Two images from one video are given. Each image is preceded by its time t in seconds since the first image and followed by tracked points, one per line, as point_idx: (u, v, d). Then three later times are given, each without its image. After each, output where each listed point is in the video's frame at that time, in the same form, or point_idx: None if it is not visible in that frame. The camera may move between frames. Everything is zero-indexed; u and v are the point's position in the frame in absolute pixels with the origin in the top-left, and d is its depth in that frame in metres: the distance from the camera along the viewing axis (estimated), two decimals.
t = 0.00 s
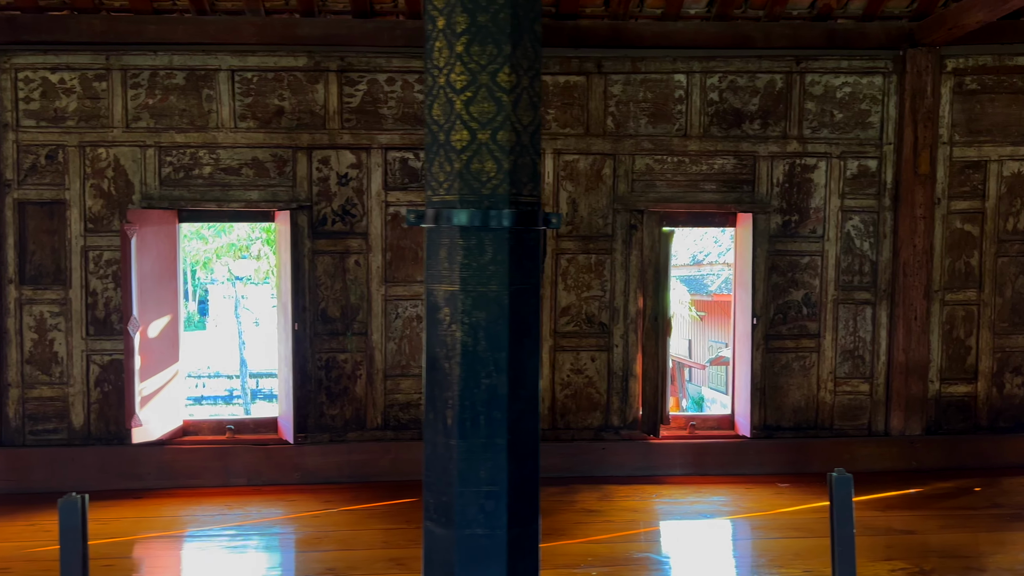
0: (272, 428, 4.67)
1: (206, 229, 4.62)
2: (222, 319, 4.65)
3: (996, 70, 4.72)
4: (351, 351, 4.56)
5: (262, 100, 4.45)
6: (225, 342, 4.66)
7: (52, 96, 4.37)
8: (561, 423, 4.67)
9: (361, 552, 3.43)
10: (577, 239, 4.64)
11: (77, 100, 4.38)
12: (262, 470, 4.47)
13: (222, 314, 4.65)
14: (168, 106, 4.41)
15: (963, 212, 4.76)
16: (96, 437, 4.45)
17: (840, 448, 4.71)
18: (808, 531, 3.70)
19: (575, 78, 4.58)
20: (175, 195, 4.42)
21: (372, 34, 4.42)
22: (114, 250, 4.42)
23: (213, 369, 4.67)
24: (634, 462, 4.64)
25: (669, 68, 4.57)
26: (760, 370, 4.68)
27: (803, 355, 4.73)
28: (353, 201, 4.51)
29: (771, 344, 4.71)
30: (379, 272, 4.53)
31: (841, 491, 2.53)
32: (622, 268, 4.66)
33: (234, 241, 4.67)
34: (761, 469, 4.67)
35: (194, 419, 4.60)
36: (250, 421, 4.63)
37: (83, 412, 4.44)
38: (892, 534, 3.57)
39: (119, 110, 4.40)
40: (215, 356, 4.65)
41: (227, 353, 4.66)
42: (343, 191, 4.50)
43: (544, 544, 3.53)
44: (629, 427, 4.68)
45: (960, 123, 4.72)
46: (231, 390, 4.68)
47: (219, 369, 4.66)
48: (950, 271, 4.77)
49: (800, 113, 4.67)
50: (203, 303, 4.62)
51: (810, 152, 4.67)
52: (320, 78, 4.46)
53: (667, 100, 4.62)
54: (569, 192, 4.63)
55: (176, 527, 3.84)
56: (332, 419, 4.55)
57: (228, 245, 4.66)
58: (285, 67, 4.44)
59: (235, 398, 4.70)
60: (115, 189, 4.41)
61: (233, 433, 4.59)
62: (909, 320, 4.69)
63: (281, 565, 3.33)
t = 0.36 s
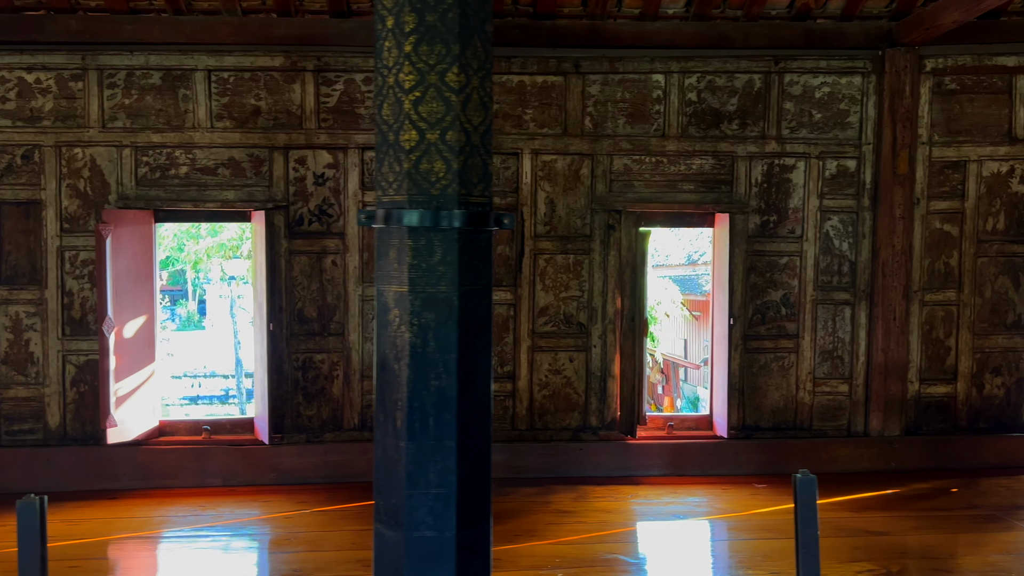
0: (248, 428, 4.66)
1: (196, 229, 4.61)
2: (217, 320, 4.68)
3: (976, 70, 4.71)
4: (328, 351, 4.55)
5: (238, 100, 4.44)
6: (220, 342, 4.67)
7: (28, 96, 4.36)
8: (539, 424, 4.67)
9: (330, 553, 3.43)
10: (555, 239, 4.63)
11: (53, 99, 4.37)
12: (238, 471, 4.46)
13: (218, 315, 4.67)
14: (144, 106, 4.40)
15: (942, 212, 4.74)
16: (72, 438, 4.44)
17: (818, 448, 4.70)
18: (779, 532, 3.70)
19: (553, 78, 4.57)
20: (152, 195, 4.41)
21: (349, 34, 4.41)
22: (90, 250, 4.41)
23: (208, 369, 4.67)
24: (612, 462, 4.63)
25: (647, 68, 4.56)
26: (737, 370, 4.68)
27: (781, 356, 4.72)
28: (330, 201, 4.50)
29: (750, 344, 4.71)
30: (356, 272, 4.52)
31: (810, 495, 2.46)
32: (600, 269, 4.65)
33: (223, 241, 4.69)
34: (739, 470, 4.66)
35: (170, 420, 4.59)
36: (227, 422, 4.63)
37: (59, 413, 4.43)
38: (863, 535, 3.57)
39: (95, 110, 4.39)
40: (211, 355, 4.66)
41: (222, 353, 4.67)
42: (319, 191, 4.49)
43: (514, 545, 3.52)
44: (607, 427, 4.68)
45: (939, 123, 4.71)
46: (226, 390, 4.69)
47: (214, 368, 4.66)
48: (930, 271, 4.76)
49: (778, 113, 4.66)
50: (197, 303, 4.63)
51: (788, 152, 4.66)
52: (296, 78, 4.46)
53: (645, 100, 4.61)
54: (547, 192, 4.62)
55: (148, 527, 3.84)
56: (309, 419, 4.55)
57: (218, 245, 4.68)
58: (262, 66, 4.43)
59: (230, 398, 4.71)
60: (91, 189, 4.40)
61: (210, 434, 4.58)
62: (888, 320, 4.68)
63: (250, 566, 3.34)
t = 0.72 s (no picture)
0: (225, 428, 4.67)
1: (187, 230, 4.62)
2: (212, 320, 4.70)
3: (953, 71, 4.71)
4: (305, 351, 4.56)
5: (215, 100, 4.44)
6: (214, 343, 4.71)
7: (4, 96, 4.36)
8: (517, 424, 4.68)
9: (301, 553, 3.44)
10: (533, 239, 4.64)
11: (29, 100, 4.37)
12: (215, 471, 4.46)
13: (212, 315, 4.69)
14: (121, 106, 4.41)
15: (920, 213, 4.75)
16: (49, 438, 4.43)
17: (796, 448, 4.71)
18: (750, 532, 3.71)
19: (530, 78, 4.58)
20: (129, 195, 4.41)
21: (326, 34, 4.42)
22: (67, 250, 4.41)
23: (203, 370, 4.71)
24: (589, 462, 4.64)
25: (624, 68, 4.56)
26: (715, 370, 4.69)
27: (759, 356, 4.73)
28: (307, 201, 4.50)
29: (727, 344, 4.71)
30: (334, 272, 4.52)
31: (778, 499, 2.36)
32: (578, 269, 4.66)
33: (214, 241, 4.68)
34: (716, 470, 4.67)
35: (147, 420, 4.59)
36: (204, 422, 4.63)
37: (36, 413, 4.43)
38: (833, 534, 3.57)
39: (72, 110, 4.39)
40: (205, 355, 4.69)
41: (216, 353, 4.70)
42: (297, 191, 4.49)
43: (485, 545, 3.53)
44: (585, 427, 4.69)
45: (917, 123, 4.71)
46: (221, 390, 4.72)
47: (209, 369, 4.69)
48: (907, 271, 4.76)
49: (755, 113, 4.67)
50: (194, 303, 4.65)
51: (765, 153, 4.67)
52: (273, 78, 4.46)
53: (622, 100, 4.62)
54: (525, 192, 4.62)
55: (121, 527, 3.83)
56: (286, 419, 4.55)
57: (209, 246, 4.68)
58: (239, 66, 4.44)
59: (224, 398, 4.74)
60: (68, 189, 4.39)
61: (187, 434, 4.58)
62: (866, 320, 4.69)
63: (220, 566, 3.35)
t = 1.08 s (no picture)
0: (203, 428, 4.67)
1: (179, 231, 4.66)
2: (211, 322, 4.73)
3: (931, 71, 4.71)
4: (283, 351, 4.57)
5: (192, 101, 4.45)
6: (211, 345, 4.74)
7: None
8: (494, 424, 4.68)
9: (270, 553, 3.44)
10: (510, 239, 4.64)
11: (6, 100, 4.38)
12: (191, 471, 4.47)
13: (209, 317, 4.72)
14: (98, 107, 4.42)
15: (897, 213, 4.75)
16: (25, 438, 4.43)
17: (773, 448, 4.71)
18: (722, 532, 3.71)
19: (507, 79, 4.58)
20: (105, 195, 4.42)
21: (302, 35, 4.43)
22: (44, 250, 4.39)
23: (200, 372, 4.75)
24: (566, 462, 4.64)
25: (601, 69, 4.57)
26: (692, 370, 4.70)
27: (736, 356, 4.74)
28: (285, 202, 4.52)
29: (705, 344, 4.72)
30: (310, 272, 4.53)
31: (740, 499, 2.32)
32: (555, 269, 4.66)
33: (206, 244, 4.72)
34: (693, 470, 4.67)
35: (124, 419, 4.61)
36: (181, 422, 4.64)
37: (13, 413, 4.43)
38: (803, 534, 3.58)
39: (49, 111, 4.40)
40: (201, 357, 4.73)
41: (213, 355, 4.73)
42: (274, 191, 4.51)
43: (455, 545, 3.53)
44: (563, 427, 4.70)
45: (894, 124, 4.72)
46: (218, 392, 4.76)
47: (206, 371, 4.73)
48: (885, 271, 4.76)
49: (733, 114, 4.67)
50: (194, 305, 4.70)
51: (742, 153, 4.68)
52: (250, 78, 4.47)
53: (599, 101, 4.62)
54: (502, 193, 4.62)
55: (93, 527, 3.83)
56: (263, 420, 4.56)
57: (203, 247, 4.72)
58: (216, 67, 4.45)
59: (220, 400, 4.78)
60: (45, 189, 4.40)
61: (164, 434, 4.59)
62: (843, 320, 4.69)
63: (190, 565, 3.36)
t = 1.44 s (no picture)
0: (180, 428, 4.67)
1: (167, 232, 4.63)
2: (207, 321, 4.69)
3: (908, 71, 4.71)
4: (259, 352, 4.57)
5: (169, 101, 4.45)
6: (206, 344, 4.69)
7: None
8: (472, 424, 4.68)
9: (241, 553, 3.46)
10: (487, 240, 4.64)
11: None
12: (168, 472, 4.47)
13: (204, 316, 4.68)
14: (74, 108, 4.42)
15: (875, 213, 4.76)
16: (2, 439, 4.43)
17: (750, 449, 4.71)
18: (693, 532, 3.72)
19: (484, 79, 4.58)
20: (81, 196, 4.42)
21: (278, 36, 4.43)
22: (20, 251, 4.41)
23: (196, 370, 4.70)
24: (543, 462, 4.64)
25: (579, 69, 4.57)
26: (669, 370, 4.71)
27: (714, 356, 4.74)
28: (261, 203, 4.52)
29: (682, 345, 4.72)
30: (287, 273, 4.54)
31: (704, 500, 2.29)
32: (533, 270, 4.66)
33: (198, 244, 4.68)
34: (670, 471, 4.68)
35: (100, 420, 4.60)
36: (158, 423, 4.64)
37: None
38: (773, 534, 3.59)
39: (25, 112, 4.39)
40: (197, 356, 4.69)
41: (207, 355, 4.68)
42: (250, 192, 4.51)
43: (425, 545, 3.55)
44: (541, 428, 4.70)
45: (872, 124, 4.72)
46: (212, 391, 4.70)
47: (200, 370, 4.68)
48: (863, 272, 4.76)
49: (710, 115, 4.67)
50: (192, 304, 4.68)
51: (720, 154, 4.68)
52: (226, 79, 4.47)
53: (577, 102, 4.62)
54: (479, 194, 4.62)
55: (66, 527, 3.84)
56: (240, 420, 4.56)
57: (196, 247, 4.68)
58: (192, 67, 4.44)
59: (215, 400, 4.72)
60: (21, 190, 4.40)
61: (141, 434, 4.59)
62: (820, 321, 4.69)
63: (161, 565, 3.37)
